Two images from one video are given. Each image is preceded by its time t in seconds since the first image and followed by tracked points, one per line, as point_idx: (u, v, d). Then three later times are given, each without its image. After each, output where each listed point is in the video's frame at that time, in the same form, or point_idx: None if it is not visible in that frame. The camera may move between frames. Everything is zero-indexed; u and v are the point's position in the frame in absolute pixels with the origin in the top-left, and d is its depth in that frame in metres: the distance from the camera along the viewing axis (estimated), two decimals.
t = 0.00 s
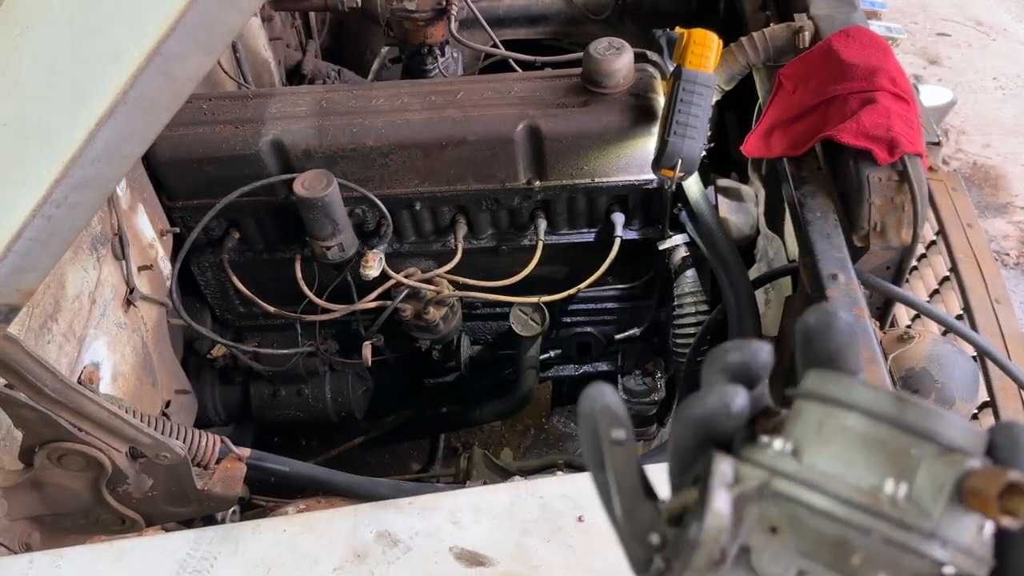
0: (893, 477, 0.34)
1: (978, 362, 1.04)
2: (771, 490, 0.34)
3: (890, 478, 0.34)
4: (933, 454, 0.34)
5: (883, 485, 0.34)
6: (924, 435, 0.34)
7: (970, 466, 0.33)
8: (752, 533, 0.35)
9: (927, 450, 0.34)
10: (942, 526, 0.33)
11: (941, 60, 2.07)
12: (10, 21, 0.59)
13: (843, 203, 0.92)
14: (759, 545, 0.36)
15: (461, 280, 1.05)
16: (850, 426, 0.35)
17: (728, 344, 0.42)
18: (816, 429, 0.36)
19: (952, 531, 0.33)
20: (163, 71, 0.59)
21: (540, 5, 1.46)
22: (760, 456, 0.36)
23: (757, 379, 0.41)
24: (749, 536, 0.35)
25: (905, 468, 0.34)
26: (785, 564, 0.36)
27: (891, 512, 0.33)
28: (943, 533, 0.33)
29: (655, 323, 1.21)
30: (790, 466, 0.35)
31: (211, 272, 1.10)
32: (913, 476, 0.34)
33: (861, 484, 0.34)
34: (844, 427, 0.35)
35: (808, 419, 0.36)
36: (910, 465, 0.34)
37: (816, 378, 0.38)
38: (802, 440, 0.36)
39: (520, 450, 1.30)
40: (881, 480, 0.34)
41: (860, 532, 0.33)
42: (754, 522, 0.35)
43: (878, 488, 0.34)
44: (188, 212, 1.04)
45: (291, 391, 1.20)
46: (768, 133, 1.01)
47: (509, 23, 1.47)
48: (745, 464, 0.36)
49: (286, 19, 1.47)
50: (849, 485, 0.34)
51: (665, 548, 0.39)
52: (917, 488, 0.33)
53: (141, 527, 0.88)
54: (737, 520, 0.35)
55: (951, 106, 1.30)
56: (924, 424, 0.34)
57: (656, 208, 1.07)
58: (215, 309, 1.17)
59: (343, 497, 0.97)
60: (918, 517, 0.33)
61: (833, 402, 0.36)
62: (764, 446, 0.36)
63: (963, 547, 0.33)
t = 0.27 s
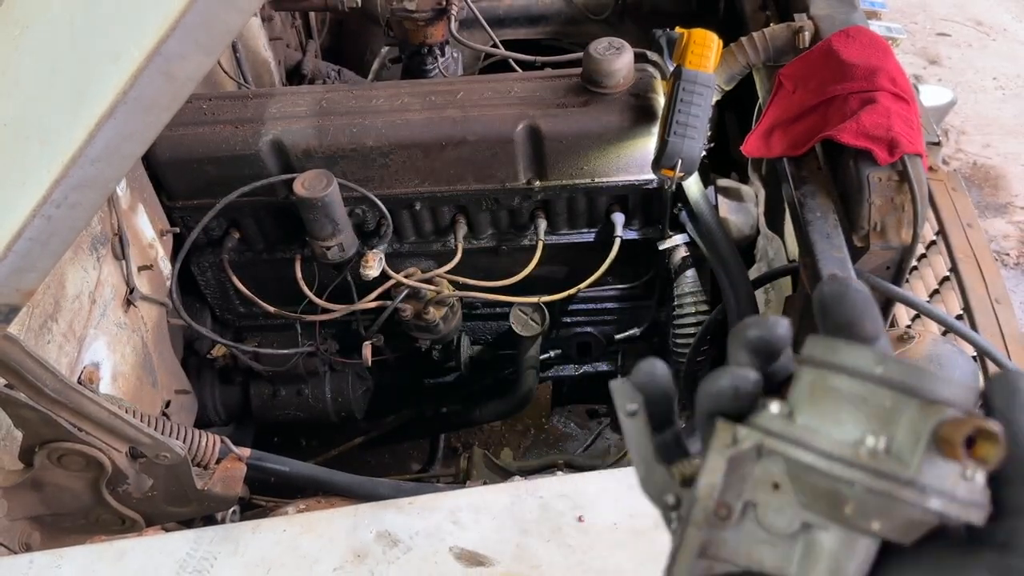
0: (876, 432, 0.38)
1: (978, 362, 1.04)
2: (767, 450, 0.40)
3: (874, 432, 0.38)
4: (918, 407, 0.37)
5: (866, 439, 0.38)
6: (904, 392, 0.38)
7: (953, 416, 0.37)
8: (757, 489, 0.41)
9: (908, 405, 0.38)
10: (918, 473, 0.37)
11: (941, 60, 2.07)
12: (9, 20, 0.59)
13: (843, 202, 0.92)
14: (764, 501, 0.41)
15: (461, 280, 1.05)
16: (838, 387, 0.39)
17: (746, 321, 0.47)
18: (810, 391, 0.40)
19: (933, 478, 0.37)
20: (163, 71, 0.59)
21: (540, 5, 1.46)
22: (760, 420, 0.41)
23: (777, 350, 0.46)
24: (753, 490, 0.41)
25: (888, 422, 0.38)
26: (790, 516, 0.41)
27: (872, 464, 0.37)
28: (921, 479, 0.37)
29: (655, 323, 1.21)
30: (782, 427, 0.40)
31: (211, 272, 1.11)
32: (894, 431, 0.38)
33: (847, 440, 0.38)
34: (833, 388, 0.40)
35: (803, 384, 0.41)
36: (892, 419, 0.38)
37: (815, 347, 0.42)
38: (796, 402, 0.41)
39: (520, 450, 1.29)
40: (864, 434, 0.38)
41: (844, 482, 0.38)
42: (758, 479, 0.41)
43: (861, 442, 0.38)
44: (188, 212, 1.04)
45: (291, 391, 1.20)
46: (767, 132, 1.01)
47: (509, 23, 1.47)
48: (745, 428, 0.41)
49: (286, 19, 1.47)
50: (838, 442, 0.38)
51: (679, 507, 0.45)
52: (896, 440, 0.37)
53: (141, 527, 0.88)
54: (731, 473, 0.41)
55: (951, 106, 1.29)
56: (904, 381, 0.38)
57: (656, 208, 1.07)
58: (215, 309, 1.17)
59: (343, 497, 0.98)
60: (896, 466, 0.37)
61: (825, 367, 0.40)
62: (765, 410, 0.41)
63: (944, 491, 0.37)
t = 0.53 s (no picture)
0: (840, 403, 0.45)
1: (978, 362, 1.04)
2: (748, 432, 0.47)
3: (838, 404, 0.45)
4: (873, 378, 0.44)
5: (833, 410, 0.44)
6: (864, 367, 0.45)
7: (901, 383, 0.44)
8: (743, 468, 0.48)
9: (865, 378, 0.44)
10: (878, 436, 0.43)
11: (941, 60, 2.07)
12: (9, 20, 0.59)
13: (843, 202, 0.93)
14: (751, 479, 0.47)
15: (461, 280, 1.05)
16: (805, 368, 0.46)
17: (745, 323, 0.55)
18: (783, 374, 0.47)
19: (893, 439, 0.43)
20: (163, 71, 0.59)
21: (540, 5, 1.46)
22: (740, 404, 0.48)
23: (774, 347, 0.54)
24: (742, 471, 0.48)
25: (849, 394, 0.44)
26: (777, 493, 0.47)
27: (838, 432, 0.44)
28: (881, 442, 0.43)
29: (655, 323, 1.21)
30: (758, 409, 0.47)
31: (211, 272, 1.11)
32: (855, 400, 0.44)
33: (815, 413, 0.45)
34: (800, 368, 0.46)
35: (778, 369, 0.48)
36: (853, 391, 0.44)
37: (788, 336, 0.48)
38: (772, 386, 0.47)
39: (520, 450, 1.28)
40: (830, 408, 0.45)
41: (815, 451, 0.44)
42: (744, 458, 0.48)
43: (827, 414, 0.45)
44: (189, 212, 1.04)
45: (291, 391, 1.20)
46: (767, 133, 1.01)
47: (509, 23, 1.47)
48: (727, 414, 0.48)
49: (286, 19, 1.47)
50: (808, 415, 0.45)
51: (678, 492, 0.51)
52: (858, 408, 0.44)
53: (141, 527, 0.88)
54: (720, 456, 0.48)
55: (951, 106, 1.29)
56: (864, 356, 0.44)
57: (656, 208, 1.07)
58: (215, 309, 1.17)
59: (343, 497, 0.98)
60: (858, 430, 0.44)
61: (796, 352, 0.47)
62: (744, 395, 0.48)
63: (903, 453, 0.43)
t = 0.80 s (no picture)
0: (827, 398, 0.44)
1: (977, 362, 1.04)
2: (743, 428, 0.47)
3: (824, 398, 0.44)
4: (861, 371, 0.44)
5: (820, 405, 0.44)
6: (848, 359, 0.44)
7: (888, 374, 0.43)
8: (741, 465, 0.48)
9: (851, 371, 0.44)
10: (863, 430, 0.43)
11: (941, 60, 2.07)
12: (10, 21, 0.59)
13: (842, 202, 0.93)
14: (749, 475, 0.48)
15: (461, 280, 1.05)
16: (794, 363, 0.46)
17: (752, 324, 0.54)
18: (777, 370, 0.47)
19: (882, 432, 0.43)
20: (163, 71, 0.59)
21: (540, 5, 1.46)
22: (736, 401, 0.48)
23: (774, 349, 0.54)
24: (740, 468, 0.48)
25: (835, 387, 0.44)
26: (775, 489, 0.47)
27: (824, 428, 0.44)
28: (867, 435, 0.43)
29: (655, 323, 1.21)
30: (752, 404, 0.47)
31: (211, 272, 1.10)
32: (841, 395, 0.44)
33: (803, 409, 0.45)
34: (790, 363, 0.46)
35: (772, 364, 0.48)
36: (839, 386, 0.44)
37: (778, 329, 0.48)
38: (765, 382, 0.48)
39: (520, 450, 1.28)
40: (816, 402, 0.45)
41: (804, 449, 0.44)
42: (743, 456, 0.48)
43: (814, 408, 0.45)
44: (188, 212, 1.04)
45: (291, 391, 1.20)
46: (768, 133, 1.01)
47: (508, 23, 1.47)
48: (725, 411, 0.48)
49: (286, 19, 1.47)
50: (796, 410, 0.45)
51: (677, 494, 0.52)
52: (845, 403, 0.44)
53: (141, 527, 0.88)
54: (716, 452, 0.48)
55: (951, 106, 1.29)
56: (847, 349, 0.44)
57: (656, 208, 1.07)
58: (215, 309, 1.17)
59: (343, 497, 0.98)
60: (844, 425, 0.43)
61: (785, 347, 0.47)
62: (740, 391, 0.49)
63: (892, 445, 0.43)
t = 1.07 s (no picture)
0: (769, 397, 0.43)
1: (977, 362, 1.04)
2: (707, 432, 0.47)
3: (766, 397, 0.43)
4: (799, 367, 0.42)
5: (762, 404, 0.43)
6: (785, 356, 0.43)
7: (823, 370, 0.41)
8: (715, 466, 0.47)
9: (790, 367, 0.42)
10: (802, 427, 0.41)
11: (941, 60, 2.07)
12: (9, 21, 0.59)
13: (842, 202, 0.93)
14: (723, 477, 0.47)
15: (461, 280, 1.05)
16: (740, 364, 0.45)
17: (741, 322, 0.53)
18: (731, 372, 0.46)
19: (821, 428, 0.41)
20: (162, 71, 0.59)
21: (540, 5, 1.46)
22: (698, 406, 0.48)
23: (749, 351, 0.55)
24: (712, 471, 0.47)
25: (776, 385, 0.43)
26: (748, 489, 0.46)
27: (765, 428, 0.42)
28: (805, 433, 0.41)
29: (655, 323, 1.21)
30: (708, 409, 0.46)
31: (211, 272, 1.10)
32: (782, 393, 0.42)
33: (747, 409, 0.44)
34: (737, 364, 0.45)
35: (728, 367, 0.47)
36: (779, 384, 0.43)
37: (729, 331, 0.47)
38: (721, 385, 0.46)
39: (519, 450, 1.28)
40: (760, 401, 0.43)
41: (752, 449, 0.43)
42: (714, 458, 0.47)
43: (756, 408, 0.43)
44: (188, 213, 1.04)
45: (291, 391, 1.20)
46: (768, 133, 1.01)
47: (509, 23, 1.47)
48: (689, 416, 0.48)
49: (286, 19, 1.47)
50: (741, 412, 0.44)
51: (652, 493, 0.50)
52: (784, 401, 0.42)
53: (141, 527, 0.88)
54: (688, 457, 0.48)
55: (951, 106, 1.29)
56: (783, 345, 0.43)
57: (656, 208, 1.07)
58: (215, 309, 1.17)
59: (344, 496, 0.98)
60: (782, 423, 0.42)
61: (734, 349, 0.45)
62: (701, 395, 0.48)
63: (832, 441, 0.41)
